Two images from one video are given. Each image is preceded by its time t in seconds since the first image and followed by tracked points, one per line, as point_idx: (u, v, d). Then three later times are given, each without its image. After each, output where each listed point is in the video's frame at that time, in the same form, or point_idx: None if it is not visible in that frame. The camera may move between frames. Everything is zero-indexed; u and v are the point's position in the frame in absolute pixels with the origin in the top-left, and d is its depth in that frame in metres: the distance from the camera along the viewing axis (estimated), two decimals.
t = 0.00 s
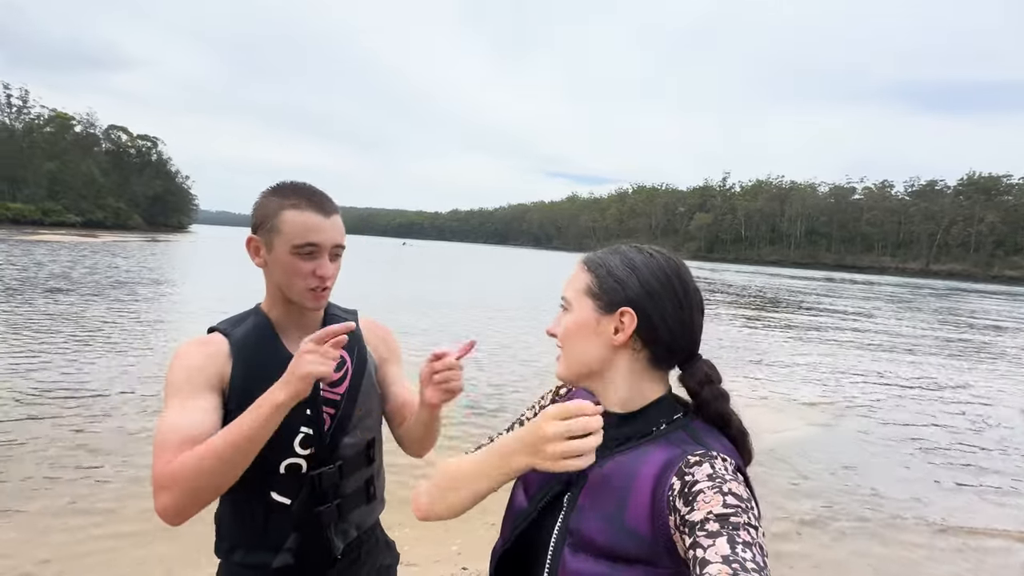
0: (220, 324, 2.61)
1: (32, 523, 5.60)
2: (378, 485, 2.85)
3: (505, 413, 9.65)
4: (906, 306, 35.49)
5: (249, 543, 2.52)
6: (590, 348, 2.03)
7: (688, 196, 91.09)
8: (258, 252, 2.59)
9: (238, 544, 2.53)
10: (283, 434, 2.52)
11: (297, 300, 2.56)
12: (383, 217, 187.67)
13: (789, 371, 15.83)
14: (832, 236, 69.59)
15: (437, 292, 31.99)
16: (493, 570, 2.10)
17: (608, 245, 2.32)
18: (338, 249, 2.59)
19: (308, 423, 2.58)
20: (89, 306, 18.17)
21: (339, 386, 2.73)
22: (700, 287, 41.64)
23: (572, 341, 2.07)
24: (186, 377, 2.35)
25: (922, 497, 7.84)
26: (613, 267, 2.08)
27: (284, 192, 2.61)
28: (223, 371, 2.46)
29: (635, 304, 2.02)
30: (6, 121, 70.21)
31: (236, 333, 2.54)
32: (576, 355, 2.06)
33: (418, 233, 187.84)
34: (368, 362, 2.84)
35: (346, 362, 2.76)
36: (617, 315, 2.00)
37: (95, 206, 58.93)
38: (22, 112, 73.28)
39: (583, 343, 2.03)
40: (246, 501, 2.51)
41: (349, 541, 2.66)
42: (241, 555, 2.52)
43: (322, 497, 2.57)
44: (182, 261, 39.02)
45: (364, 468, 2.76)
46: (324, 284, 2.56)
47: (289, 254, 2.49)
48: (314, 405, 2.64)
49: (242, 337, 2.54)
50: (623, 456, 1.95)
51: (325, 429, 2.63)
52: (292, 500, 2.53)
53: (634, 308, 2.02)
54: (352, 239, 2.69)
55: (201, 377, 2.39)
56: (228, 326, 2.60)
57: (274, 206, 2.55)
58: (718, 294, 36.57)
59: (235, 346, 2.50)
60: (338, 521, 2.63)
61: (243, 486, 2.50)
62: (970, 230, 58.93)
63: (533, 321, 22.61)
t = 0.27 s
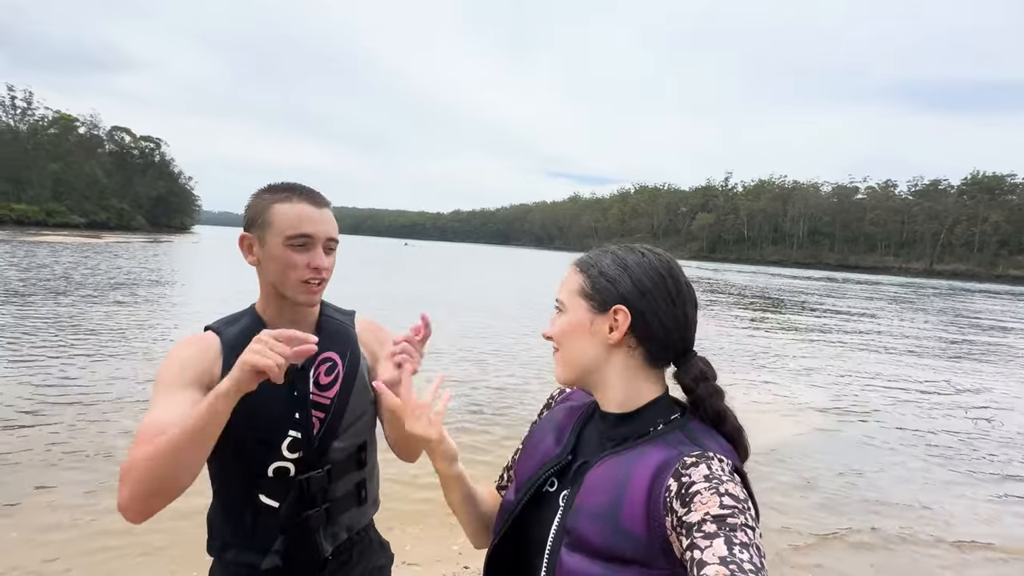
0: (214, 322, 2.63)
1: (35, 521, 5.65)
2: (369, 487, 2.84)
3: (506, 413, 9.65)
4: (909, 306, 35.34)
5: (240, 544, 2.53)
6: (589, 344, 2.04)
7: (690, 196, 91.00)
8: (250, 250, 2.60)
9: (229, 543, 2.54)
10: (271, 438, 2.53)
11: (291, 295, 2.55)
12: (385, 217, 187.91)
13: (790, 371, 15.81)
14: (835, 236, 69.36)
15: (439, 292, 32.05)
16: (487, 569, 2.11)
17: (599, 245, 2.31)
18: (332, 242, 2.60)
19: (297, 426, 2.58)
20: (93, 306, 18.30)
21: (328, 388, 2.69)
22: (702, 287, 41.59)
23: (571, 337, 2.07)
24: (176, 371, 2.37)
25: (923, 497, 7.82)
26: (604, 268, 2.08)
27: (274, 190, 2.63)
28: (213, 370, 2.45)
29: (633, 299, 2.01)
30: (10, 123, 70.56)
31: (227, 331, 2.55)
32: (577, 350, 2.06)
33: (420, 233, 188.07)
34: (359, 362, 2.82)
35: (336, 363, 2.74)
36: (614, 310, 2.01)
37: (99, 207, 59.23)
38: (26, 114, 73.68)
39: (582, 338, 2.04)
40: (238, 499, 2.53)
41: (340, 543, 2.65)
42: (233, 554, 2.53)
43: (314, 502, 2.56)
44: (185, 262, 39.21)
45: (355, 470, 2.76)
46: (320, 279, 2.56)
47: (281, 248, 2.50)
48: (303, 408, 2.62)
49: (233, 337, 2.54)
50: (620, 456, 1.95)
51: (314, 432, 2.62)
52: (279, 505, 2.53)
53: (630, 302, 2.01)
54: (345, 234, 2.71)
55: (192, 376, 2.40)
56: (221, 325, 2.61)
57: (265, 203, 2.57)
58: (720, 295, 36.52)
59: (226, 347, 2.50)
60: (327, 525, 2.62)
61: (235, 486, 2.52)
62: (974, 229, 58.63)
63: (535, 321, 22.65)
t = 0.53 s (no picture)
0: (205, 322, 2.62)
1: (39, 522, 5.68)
2: (357, 489, 2.79)
3: (508, 414, 9.65)
4: (912, 306, 35.23)
5: (225, 546, 2.53)
6: (587, 348, 2.05)
7: (693, 197, 90.89)
8: (237, 256, 2.53)
9: (214, 545, 2.56)
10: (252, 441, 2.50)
11: (278, 304, 2.52)
12: (387, 218, 188.08)
13: (793, 372, 15.77)
14: (837, 236, 69.15)
15: (441, 292, 32.08)
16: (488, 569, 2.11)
17: (601, 244, 2.31)
18: (321, 251, 2.54)
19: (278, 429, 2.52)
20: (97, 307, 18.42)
21: (307, 390, 2.57)
22: (704, 288, 41.52)
23: (570, 340, 2.09)
24: (158, 368, 2.38)
25: (927, 497, 7.79)
26: (607, 267, 2.08)
27: (256, 194, 2.52)
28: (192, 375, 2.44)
29: (635, 303, 2.01)
30: (14, 124, 70.80)
31: (214, 331, 2.54)
32: (576, 352, 2.08)
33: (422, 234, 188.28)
34: (342, 363, 2.64)
35: (316, 364, 2.60)
36: (615, 313, 2.01)
37: (102, 208, 59.44)
38: (29, 116, 73.98)
39: (582, 343, 2.05)
40: (222, 501, 2.55)
41: (325, 545, 2.63)
42: (218, 555, 2.54)
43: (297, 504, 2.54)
44: (188, 262, 39.33)
45: (340, 474, 2.67)
46: (308, 287, 2.53)
47: (268, 259, 2.44)
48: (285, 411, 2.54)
49: (219, 337, 2.52)
50: (621, 456, 1.94)
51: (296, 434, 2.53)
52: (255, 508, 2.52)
53: (632, 305, 2.02)
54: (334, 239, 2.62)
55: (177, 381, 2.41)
56: (212, 324, 2.61)
57: (252, 208, 2.48)
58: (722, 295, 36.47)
59: (210, 349, 2.49)
60: (310, 527, 2.60)
61: (221, 485, 2.54)
62: (977, 229, 58.37)
63: (537, 321, 22.68)
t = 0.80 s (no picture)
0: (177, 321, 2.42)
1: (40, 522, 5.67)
2: (332, 498, 2.57)
3: (510, 414, 9.63)
4: (915, 307, 35.16)
5: (195, 555, 2.40)
6: (591, 345, 2.04)
7: (694, 197, 90.95)
8: (210, 249, 2.27)
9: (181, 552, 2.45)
10: (214, 448, 2.28)
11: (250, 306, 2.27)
12: (389, 218, 188.40)
13: (795, 372, 15.74)
14: (839, 236, 69.09)
15: (443, 292, 32.13)
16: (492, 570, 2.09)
17: (610, 241, 2.30)
18: (302, 251, 2.30)
19: (240, 436, 2.28)
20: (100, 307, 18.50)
21: (273, 396, 2.30)
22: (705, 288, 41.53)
23: (574, 339, 2.07)
24: (133, 371, 2.26)
25: (931, 499, 7.75)
26: (615, 265, 2.07)
27: (239, 186, 2.28)
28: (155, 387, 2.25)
29: (642, 304, 2.01)
30: (18, 125, 71.21)
31: (183, 333, 2.32)
32: (579, 348, 2.06)
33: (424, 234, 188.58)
34: (314, 365, 2.34)
35: (284, 369, 2.32)
36: (622, 311, 2.00)
37: (105, 209, 59.68)
38: (32, 116, 74.39)
39: (585, 341, 2.04)
40: (189, 509, 2.39)
41: (298, 555, 2.45)
42: (187, 563, 2.42)
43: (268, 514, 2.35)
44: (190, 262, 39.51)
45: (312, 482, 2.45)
46: (286, 288, 2.27)
47: (246, 255, 2.19)
48: (247, 417, 2.28)
49: (187, 340, 2.30)
50: (626, 455, 1.94)
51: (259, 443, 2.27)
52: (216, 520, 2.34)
53: (639, 305, 2.02)
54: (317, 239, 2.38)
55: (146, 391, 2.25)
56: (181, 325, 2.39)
57: (231, 200, 2.24)
58: (723, 295, 36.47)
59: (177, 352, 2.27)
60: (280, 537, 2.41)
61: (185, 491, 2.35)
62: (980, 229, 58.29)
63: (539, 321, 22.70)
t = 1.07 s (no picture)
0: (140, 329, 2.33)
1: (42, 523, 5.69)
2: (317, 494, 2.53)
3: (510, 414, 9.63)
4: (917, 306, 35.07)
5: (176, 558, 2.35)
6: (594, 346, 2.03)
7: (696, 196, 90.79)
8: (171, 253, 2.19)
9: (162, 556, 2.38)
10: (193, 452, 2.23)
11: (219, 309, 2.20)
12: (390, 217, 188.45)
13: (796, 371, 15.71)
14: (842, 235, 68.87)
15: (444, 292, 32.11)
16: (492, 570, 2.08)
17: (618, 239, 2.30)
18: (269, 249, 2.23)
19: (219, 441, 2.24)
20: (103, 307, 18.55)
21: (252, 399, 2.28)
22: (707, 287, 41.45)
23: (572, 338, 2.07)
24: (100, 386, 2.17)
25: (934, 498, 7.72)
26: (618, 263, 2.07)
27: (194, 184, 2.19)
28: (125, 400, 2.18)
29: (645, 304, 2.01)
30: (20, 125, 71.36)
31: (150, 339, 2.26)
32: (582, 348, 2.06)
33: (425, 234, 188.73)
34: (292, 369, 2.33)
35: (263, 371, 2.29)
36: (626, 312, 1.99)
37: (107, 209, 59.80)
38: (34, 117, 74.53)
39: (587, 340, 2.04)
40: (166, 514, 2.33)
41: (283, 552, 2.42)
42: (170, 567, 2.36)
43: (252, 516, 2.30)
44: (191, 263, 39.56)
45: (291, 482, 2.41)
46: (255, 288, 2.21)
47: (208, 256, 2.12)
48: (224, 421, 2.25)
49: (153, 347, 2.23)
50: (627, 454, 1.93)
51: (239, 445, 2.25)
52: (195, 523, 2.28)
53: (643, 304, 2.00)
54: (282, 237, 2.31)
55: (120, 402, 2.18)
56: (146, 332, 2.32)
57: (186, 201, 2.15)
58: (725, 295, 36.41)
59: (144, 362, 2.20)
60: (265, 535, 2.38)
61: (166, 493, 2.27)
62: (983, 228, 58.06)
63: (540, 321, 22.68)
